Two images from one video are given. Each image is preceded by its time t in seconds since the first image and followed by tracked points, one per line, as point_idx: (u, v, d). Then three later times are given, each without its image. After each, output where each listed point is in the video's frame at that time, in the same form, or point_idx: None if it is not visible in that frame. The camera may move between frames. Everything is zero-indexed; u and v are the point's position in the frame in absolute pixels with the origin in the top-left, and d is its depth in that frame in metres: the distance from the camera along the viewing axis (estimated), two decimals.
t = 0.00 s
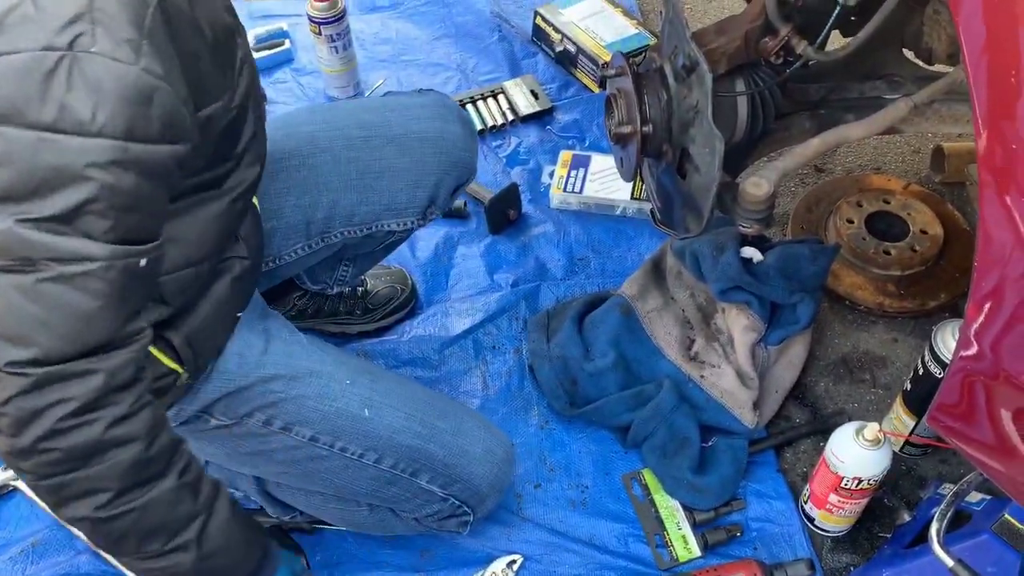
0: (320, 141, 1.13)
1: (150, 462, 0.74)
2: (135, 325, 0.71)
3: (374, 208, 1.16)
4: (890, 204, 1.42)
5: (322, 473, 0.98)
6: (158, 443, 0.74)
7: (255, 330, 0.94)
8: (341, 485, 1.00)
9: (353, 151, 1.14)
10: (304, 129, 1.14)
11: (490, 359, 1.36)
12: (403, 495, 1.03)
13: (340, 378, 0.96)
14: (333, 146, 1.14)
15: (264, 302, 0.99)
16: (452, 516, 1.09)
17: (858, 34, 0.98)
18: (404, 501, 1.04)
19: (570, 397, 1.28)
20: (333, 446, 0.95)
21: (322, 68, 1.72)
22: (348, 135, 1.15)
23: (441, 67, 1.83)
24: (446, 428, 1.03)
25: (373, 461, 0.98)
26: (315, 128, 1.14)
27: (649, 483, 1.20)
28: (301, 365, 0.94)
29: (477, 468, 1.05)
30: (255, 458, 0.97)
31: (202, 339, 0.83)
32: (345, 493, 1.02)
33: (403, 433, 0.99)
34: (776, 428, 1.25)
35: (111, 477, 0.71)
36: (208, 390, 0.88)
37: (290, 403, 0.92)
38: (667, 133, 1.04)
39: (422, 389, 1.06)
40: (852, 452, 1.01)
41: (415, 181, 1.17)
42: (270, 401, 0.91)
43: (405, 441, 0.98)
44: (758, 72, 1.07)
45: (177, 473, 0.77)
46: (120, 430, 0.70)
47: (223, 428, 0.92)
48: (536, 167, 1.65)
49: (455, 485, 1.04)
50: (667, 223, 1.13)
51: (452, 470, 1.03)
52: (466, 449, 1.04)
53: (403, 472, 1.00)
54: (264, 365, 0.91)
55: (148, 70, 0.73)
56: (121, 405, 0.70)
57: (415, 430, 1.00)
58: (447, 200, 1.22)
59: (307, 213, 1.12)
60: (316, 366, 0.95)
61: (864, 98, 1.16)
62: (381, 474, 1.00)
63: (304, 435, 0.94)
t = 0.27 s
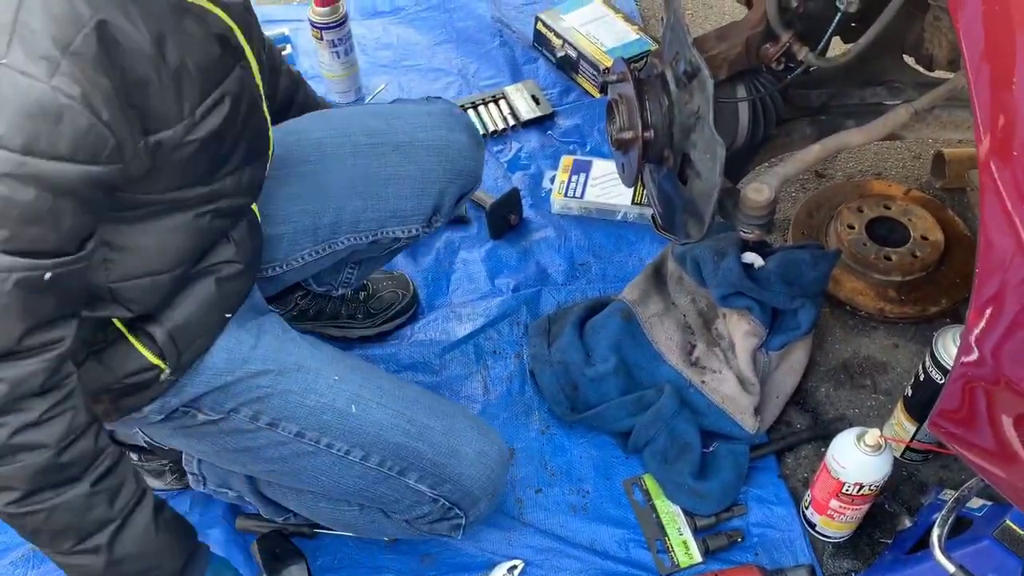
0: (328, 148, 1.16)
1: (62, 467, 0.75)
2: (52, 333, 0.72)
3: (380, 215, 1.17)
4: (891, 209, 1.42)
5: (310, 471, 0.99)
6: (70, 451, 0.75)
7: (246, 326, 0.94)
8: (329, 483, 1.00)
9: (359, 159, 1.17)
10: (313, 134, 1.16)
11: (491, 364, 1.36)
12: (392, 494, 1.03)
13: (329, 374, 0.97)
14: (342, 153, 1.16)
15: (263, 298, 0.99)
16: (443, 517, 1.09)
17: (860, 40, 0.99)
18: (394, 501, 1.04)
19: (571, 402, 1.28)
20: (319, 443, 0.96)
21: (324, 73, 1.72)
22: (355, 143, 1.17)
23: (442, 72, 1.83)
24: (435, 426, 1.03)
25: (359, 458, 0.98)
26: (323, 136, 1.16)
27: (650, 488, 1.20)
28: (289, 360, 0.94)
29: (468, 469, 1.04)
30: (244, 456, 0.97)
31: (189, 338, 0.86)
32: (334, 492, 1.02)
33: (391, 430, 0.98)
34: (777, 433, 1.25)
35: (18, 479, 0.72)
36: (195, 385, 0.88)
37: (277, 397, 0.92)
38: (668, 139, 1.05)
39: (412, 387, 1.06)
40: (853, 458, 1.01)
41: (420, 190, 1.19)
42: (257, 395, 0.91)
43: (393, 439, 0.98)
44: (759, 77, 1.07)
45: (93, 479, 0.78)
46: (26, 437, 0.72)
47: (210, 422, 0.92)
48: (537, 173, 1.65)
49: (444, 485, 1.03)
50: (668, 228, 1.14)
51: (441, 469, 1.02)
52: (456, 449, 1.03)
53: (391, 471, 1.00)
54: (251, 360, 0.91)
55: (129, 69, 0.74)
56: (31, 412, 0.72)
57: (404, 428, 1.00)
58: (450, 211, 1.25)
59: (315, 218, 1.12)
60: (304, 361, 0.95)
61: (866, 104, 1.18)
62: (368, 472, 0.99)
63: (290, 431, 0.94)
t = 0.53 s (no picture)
0: (361, 182, 1.19)
1: (65, 509, 0.75)
2: (52, 380, 0.72)
3: (405, 250, 1.19)
4: (894, 221, 1.42)
5: (315, 496, 0.99)
6: (76, 492, 0.75)
7: (257, 350, 0.95)
8: (333, 508, 1.01)
9: (389, 195, 1.19)
10: (345, 167, 1.20)
11: (494, 375, 1.36)
12: (395, 523, 1.04)
13: (341, 401, 0.98)
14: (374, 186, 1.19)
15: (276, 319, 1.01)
16: (444, 547, 1.09)
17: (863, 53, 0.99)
18: (397, 530, 1.05)
19: (574, 413, 1.28)
20: (327, 469, 0.96)
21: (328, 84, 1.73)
22: (387, 179, 1.20)
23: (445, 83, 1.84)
24: (442, 457, 1.03)
25: (366, 486, 0.98)
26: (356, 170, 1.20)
27: (652, 500, 1.20)
28: (302, 385, 0.95)
29: (472, 500, 1.06)
30: (250, 477, 0.98)
31: (199, 358, 0.86)
32: (337, 518, 1.02)
33: (399, 459, 0.99)
34: (780, 444, 1.25)
35: (20, 521, 0.73)
36: (202, 408, 0.89)
37: (287, 422, 0.93)
38: (671, 151, 1.05)
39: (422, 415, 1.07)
40: (857, 470, 1.00)
41: (447, 230, 1.20)
42: (269, 420, 0.93)
43: (399, 468, 0.99)
44: (762, 90, 1.07)
45: (95, 521, 0.78)
46: (32, 481, 0.72)
47: (221, 444, 0.93)
48: (540, 184, 1.65)
49: (448, 515, 1.04)
50: (672, 241, 1.14)
51: (446, 499, 1.03)
52: (461, 479, 1.04)
53: (396, 499, 1.00)
54: (263, 386, 0.92)
55: (118, 91, 0.74)
56: (36, 457, 0.72)
57: (411, 457, 1.00)
58: (476, 252, 1.25)
59: (339, 248, 1.15)
60: (316, 386, 0.96)
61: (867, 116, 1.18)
62: (373, 500, 1.00)
63: (299, 456, 0.95)
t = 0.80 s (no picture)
0: (384, 195, 1.21)
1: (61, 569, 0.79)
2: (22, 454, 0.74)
3: (433, 260, 1.21)
4: (902, 256, 1.42)
5: (331, 541, 1.02)
6: (70, 557, 0.79)
7: (271, 397, 0.99)
8: (350, 552, 1.04)
9: (415, 205, 1.21)
10: (367, 182, 1.22)
11: (503, 410, 1.36)
12: (411, 567, 1.07)
13: (356, 446, 1.01)
14: (397, 198, 1.21)
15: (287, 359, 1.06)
16: None
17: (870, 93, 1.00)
18: (413, 573, 1.08)
19: (582, 448, 1.27)
20: (340, 515, 1.00)
21: (339, 120, 1.75)
22: (411, 190, 1.22)
23: (455, 118, 1.86)
24: (454, 501, 1.05)
25: (380, 532, 1.01)
26: (379, 183, 1.22)
27: (662, 538, 1.19)
28: (314, 432, 0.99)
29: (483, 546, 1.06)
30: (266, 522, 1.02)
31: (208, 406, 0.92)
32: (354, 562, 1.05)
33: (411, 506, 1.02)
34: (790, 481, 1.25)
35: None
36: (215, 454, 0.94)
37: (300, 469, 0.97)
38: (680, 188, 1.05)
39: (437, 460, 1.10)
40: (866, 509, 1.00)
41: (473, 236, 1.23)
42: (283, 465, 0.97)
43: (411, 514, 1.02)
44: (770, 128, 1.09)
45: None
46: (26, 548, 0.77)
47: (238, 490, 0.98)
48: (549, 218, 1.66)
49: (461, 560, 1.06)
50: (683, 278, 1.14)
51: (459, 546, 1.05)
52: (475, 524, 1.06)
53: (410, 545, 1.03)
54: (275, 433, 0.97)
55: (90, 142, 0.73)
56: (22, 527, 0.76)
57: (423, 503, 1.03)
58: (502, 254, 1.28)
59: (366, 267, 1.17)
60: (326, 433, 1.00)
61: (875, 153, 1.18)
62: (387, 546, 1.03)
63: (312, 502, 0.99)
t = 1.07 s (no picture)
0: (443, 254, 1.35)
1: None
2: None
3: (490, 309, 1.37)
4: (935, 333, 1.36)
5: None
6: None
7: (318, 474, 1.15)
8: None
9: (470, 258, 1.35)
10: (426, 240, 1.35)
11: (537, 486, 1.38)
12: None
13: (397, 526, 1.15)
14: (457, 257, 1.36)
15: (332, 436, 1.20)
16: None
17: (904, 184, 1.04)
18: None
19: (617, 526, 1.30)
20: None
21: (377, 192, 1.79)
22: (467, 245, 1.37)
23: (489, 189, 1.90)
24: None
25: None
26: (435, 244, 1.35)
27: None
28: (359, 511, 1.14)
29: None
30: None
31: (252, 486, 1.07)
32: None
33: None
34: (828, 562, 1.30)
35: None
36: (263, 528, 1.12)
37: (341, 543, 1.13)
38: (714, 275, 1.06)
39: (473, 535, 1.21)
40: None
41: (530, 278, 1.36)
42: (325, 541, 1.13)
43: None
44: (802, 220, 1.15)
45: None
46: None
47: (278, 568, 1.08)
48: (580, 289, 1.68)
49: None
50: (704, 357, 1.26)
51: None
52: None
53: None
54: (320, 512, 1.13)
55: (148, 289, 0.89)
56: None
57: None
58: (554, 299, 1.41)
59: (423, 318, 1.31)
60: (362, 510, 1.14)
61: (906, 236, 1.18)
62: None
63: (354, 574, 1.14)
